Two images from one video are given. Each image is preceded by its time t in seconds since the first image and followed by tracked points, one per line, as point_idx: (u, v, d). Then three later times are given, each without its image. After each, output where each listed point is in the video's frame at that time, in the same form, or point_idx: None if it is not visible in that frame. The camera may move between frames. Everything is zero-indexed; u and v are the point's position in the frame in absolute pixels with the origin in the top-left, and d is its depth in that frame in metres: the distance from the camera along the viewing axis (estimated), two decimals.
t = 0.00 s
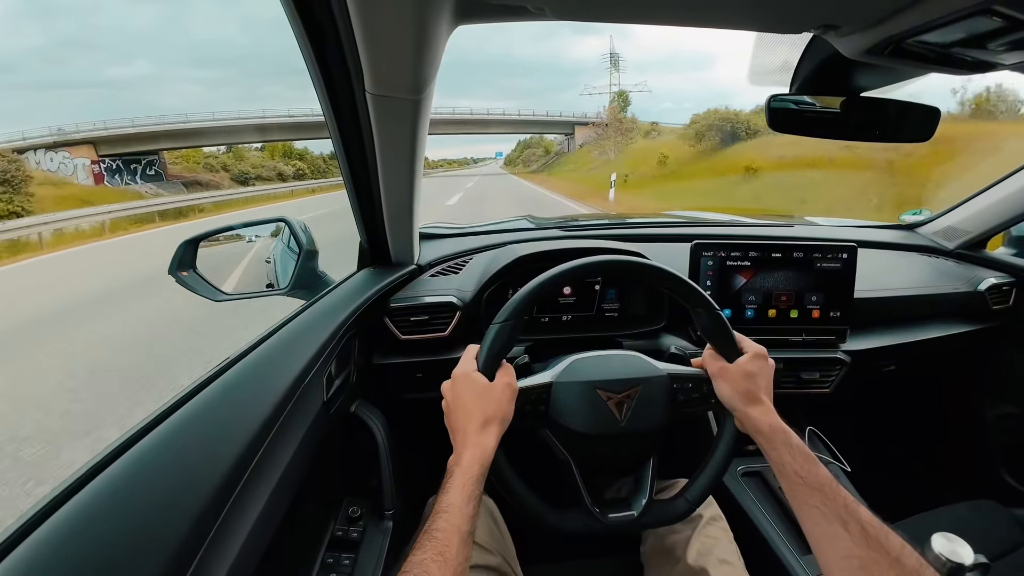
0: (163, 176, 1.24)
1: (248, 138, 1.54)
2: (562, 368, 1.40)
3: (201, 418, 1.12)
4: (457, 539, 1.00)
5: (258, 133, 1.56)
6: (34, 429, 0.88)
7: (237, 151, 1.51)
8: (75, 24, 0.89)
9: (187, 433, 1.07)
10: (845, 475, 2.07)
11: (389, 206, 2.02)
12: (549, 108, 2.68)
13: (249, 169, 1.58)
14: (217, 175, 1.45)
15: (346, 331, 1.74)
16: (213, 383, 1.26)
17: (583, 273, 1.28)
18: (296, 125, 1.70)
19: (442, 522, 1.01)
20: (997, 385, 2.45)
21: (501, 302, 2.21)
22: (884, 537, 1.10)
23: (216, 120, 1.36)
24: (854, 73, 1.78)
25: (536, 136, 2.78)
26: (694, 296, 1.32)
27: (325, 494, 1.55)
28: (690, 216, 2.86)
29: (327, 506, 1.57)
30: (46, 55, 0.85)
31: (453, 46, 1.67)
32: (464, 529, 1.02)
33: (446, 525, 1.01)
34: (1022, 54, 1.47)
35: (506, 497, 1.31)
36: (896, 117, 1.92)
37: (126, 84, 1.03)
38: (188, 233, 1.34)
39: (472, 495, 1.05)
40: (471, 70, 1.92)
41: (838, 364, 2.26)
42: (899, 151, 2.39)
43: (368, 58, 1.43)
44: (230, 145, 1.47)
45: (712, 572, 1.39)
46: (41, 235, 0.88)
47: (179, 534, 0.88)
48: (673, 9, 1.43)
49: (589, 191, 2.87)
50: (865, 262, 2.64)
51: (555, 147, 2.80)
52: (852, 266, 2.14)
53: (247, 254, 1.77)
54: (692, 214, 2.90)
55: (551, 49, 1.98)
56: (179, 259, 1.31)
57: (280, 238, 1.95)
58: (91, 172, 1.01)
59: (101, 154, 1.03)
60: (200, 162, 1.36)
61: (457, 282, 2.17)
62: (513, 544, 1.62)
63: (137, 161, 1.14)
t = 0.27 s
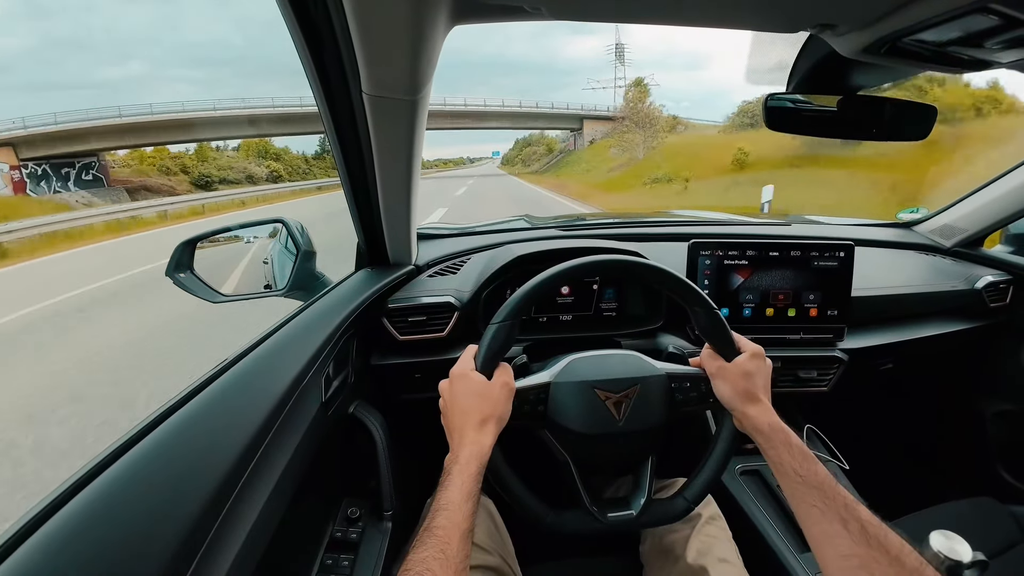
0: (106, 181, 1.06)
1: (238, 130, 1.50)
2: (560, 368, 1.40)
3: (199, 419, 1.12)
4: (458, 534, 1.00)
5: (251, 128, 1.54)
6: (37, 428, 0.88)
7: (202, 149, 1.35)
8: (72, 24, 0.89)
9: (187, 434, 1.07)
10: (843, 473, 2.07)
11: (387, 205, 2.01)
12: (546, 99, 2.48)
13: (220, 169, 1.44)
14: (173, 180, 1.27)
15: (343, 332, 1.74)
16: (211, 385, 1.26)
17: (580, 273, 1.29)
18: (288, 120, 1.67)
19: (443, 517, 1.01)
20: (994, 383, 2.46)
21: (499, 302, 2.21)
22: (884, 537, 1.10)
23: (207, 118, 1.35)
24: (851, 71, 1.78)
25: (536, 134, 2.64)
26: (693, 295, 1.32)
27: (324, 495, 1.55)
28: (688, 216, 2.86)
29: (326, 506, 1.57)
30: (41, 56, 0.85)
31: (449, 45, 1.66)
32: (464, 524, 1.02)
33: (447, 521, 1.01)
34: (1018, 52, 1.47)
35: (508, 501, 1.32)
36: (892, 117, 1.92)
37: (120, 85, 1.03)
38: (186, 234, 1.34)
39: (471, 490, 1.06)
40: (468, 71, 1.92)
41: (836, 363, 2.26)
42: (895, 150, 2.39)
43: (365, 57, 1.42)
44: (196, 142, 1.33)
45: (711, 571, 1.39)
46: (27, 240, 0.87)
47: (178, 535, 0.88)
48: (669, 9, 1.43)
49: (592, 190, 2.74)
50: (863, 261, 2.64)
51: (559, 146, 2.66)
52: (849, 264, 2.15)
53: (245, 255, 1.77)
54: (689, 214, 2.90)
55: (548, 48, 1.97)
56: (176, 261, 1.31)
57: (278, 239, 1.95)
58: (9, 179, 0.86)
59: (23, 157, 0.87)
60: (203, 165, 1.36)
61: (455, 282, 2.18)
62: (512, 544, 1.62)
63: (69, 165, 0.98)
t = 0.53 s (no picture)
0: (31, 188, 0.88)
1: (233, 122, 1.45)
2: (559, 369, 1.40)
3: (198, 418, 1.12)
4: (455, 537, 1.00)
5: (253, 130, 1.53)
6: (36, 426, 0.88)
7: (160, 151, 1.19)
8: (71, 23, 0.89)
9: (186, 433, 1.07)
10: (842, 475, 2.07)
11: (387, 205, 2.01)
12: (556, 92, 2.54)
13: (183, 171, 1.26)
14: (119, 186, 1.07)
15: (343, 332, 1.74)
16: (211, 383, 1.25)
17: (579, 274, 1.29)
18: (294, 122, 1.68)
19: (440, 521, 1.01)
20: (993, 385, 2.46)
21: (499, 303, 2.21)
22: (886, 554, 1.08)
23: (208, 116, 1.36)
24: (851, 74, 1.79)
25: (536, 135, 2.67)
26: (692, 296, 1.32)
27: (322, 494, 1.55)
28: (688, 217, 2.86)
29: (324, 506, 1.57)
30: (40, 55, 0.85)
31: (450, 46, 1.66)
32: (460, 529, 1.02)
33: (444, 524, 1.01)
34: (1019, 55, 1.48)
35: (507, 503, 1.31)
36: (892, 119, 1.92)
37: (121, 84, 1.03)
38: (186, 234, 1.34)
39: (468, 494, 1.06)
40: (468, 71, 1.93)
41: (835, 365, 2.26)
42: (895, 152, 2.39)
43: (366, 57, 1.42)
44: (148, 143, 1.15)
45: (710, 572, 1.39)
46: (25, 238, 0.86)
47: (176, 535, 0.88)
48: (669, 11, 1.43)
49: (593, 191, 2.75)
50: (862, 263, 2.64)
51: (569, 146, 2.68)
52: (848, 267, 2.15)
53: (246, 254, 1.77)
54: (689, 215, 2.90)
55: (549, 50, 1.97)
56: (176, 259, 1.31)
57: (278, 238, 1.94)
58: None
59: None
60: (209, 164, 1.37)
61: (455, 282, 2.18)
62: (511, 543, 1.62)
63: None
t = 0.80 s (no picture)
0: None
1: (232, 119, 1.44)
2: (558, 375, 1.40)
3: (197, 419, 1.12)
4: (455, 544, 1.00)
5: (247, 120, 1.52)
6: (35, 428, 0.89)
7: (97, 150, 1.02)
8: (74, 24, 0.90)
9: (185, 434, 1.07)
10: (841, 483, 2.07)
11: (388, 208, 2.01)
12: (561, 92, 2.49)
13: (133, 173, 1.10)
14: (51, 191, 0.91)
15: (342, 335, 1.74)
16: (210, 385, 1.25)
17: (579, 279, 1.29)
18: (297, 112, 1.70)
19: (439, 528, 1.01)
20: (992, 394, 2.46)
21: (498, 307, 2.21)
22: (887, 552, 1.08)
23: (206, 112, 1.37)
24: (852, 82, 1.79)
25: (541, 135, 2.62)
26: (691, 302, 1.33)
27: (320, 498, 1.55)
28: (688, 223, 2.86)
29: (322, 509, 1.57)
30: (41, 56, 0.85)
31: (452, 50, 1.66)
32: (460, 537, 1.01)
33: (444, 531, 1.01)
34: (1020, 64, 1.48)
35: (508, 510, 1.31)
36: (892, 127, 1.92)
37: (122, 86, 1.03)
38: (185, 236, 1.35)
39: (467, 503, 1.05)
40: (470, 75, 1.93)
41: (835, 372, 2.25)
42: (896, 160, 2.40)
43: (367, 59, 1.42)
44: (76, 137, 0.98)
45: None
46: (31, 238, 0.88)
47: (173, 536, 0.88)
48: (670, 17, 1.44)
49: (593, 197, 2.72)
50: (862, 270, 2.65)
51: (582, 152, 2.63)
52: (848, 274, 2.15)
53: (246, 256, 1.79)
54: (690, 221, 2.90)
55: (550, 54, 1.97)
56: (176, 260, 1.33)
57: (278, 241, 1.96)
58: None
59: None
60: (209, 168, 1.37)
61: (454, 286, 2.18)
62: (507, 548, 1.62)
63: None
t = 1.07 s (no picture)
0: None
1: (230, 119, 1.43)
2: (557, 374, 1.39)
3: (197, 418, 1.11)
4: (454, 549, 1.00)
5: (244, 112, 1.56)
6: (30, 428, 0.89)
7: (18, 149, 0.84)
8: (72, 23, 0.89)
9: (184, 433, 1.06)
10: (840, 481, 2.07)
11: (387, 207, 2.01)
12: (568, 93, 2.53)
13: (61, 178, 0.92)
14: None
15: (342, 334, 1.74)
16: (210, 383, 1.25)
17: (579, 278, 1.29)
18: (271, 95, 1.66)
19: (438, 532, 1.01)
20: (991, 392, 2.46)
21: (497, 306, 2.21)
22: (883, 546, 1.08)
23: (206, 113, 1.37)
24: (852, 80, 1.79)
25: (543, 131, 2.59)
26: (689, 299, 1.33)
27: (320, 496, 1.55)
28: (688, 222, 2.86)
29: (322, 508, 1.57)
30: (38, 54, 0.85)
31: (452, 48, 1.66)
32: (458, 542, 1.01)
33: (441, 535, 1.01)
34: (1019, 62, 1.48)
35: (509, 510, 1.31)
36: (892, 126, 1.92)
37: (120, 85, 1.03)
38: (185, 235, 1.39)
39: (466, 506, 1.05)
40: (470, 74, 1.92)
41: (835, 370, 2.25)
42: (896, 159, 2.40)
43: (366, 58, 1.41)
44: None
45: None
46: (18, 239, 0.87)
47: (172, 536, 0.88)
48: (669, 16, 1.44)
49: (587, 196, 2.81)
50: (862, 269, 2.65)
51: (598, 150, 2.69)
52: (848, 272, 2.15)
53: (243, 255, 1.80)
54: (689, 220, 2.90)
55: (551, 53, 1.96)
56: (176, 260, 1.38)
57: (277, 240, 1.97)
58: None
59: None
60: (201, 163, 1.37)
61: (454, 285, 2.18)
62: (507, 548, 1.62)
63: None
